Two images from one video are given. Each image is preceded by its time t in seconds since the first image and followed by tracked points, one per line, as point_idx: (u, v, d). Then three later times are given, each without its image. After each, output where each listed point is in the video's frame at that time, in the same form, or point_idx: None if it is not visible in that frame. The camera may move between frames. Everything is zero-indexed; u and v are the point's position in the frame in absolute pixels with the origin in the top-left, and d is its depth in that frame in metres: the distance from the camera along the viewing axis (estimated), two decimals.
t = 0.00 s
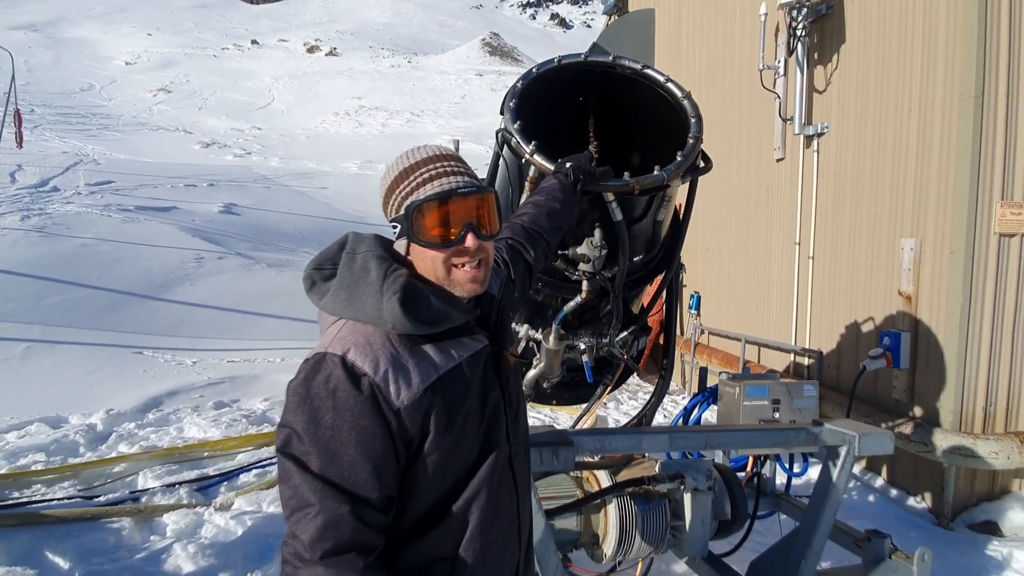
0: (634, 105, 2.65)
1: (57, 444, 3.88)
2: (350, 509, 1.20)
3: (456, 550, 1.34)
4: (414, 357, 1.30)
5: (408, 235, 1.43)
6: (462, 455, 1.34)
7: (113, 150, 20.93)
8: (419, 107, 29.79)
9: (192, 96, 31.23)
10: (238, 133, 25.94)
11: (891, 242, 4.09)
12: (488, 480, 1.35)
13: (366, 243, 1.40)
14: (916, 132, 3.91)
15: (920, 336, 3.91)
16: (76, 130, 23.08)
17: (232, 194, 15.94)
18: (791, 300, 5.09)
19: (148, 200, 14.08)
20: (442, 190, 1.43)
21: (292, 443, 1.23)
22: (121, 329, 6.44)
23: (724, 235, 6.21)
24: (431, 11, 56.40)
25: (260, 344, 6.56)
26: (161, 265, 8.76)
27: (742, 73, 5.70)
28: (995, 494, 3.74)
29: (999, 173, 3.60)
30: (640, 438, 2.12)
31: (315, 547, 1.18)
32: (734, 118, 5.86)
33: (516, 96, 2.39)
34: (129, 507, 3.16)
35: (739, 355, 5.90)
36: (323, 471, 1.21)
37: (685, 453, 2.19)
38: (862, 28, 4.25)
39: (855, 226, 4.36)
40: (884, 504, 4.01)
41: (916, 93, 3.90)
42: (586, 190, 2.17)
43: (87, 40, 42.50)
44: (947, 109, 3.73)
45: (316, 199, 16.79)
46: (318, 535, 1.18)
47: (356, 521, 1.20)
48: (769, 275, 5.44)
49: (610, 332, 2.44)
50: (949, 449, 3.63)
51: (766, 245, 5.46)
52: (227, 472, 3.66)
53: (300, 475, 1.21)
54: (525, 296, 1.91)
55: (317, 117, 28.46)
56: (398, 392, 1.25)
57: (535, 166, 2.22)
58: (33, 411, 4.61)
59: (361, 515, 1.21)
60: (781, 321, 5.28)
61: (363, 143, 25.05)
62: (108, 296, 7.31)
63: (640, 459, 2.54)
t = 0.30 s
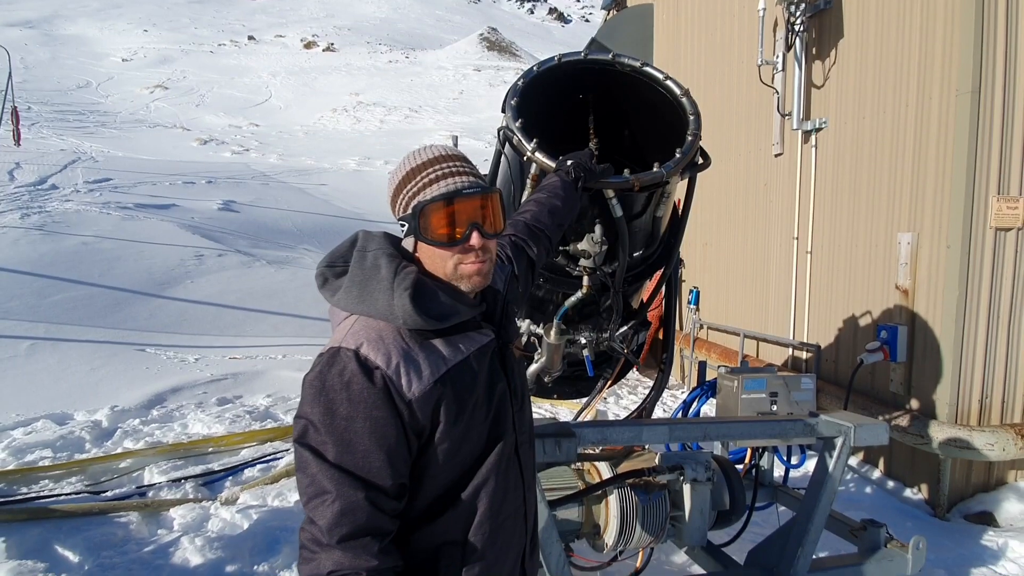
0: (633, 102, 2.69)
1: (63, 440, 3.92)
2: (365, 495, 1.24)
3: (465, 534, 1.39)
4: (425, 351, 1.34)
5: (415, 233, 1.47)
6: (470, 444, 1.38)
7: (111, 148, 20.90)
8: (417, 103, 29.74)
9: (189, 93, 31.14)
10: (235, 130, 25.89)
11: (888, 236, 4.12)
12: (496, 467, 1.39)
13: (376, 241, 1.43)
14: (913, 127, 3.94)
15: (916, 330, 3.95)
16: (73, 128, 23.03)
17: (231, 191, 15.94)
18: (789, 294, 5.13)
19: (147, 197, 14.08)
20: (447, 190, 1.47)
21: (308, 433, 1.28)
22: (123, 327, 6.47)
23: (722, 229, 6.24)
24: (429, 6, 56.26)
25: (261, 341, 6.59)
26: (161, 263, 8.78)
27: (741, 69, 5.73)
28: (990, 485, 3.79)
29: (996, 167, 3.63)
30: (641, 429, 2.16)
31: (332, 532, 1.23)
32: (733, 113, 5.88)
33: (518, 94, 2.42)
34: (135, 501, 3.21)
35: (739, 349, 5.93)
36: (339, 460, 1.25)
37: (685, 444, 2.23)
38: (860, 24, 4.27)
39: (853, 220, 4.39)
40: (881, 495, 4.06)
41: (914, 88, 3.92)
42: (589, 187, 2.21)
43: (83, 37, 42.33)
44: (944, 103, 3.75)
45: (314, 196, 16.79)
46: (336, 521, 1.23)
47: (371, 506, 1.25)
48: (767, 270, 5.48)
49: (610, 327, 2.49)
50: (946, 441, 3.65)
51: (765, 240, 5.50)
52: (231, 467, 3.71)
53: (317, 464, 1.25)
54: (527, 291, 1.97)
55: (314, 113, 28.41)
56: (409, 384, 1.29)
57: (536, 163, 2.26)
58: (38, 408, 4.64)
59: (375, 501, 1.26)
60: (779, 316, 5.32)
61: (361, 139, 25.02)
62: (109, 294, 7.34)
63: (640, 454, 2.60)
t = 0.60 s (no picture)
0: (629, 103, 2.71)
1: (64, 440, 3.94)
2: (367, 492, 1.27)
3: (465, 530, 1.42)
4: (423, 352, 1.37)
5: (404, 235, 1.50)
6: (470, 440, 1.41)
7: (107, 149, 20.86)
8: (414, 103, 29.73)
9: (185, 93, 31.08)
10: (232, 130, 25.84)
11: (883, 234, 4.15)
12: (495, 463, 1.41)
13: (375, 244, 1.46)
14: (908, 125, 3.96)
15: (912, 327, 3.98)
16: (69, 129, 22.98)
17: (228, 192, 15.93)
18: (786, 293, 5.16)
19: (144, 198, 14.07)
20: (433, 192, 1.49)
21: (310, 432, 1.30)
22: (122, 328, 6.49)
23: (719, 228, 6.27)
24: (425, 5, 56.25)
25: (260, 341, 6.61)
26: (160, 264, 8.79)
27: (737, 68, 5.75)
28: (984, 480, 3.82)
29: (990, 165, 3.67)
30: (638, 426, 2.19)
31: (335, 527, 1.25)
32: (730, 112, 5.91)
33: (515, 95, 2.45)
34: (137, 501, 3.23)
35: (736, 347, 5.96)
36: (341, 458, 1.28)
37: (681, 440, 2.26)
38: (855, 23, 4.30)
39: (849, 219, 4.42)
40: (876, 491, 4.10)
41: (909, 86, 3.94)
42: (585, 187, 2.24)
43: (78, 38, 42.21)
44: (938, 102, 3.78)
45: (312, 196, 16.79)
46: (338, 516, 1.26)
47: (373, 503, 1.27)
48: (764, 268, 5.51)
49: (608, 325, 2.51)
50: (941, 437, 3.68)
51: (761, 239, 5.53)
52: (231, 467, 3.74)
53: (319, 462, 1.28)
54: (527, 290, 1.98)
55: (311, 113, 28.40)
56: (408, 384, 1.32)
57: (534, 164, 2.28)
58: (38, 408, 4.66)
59: (377, 497, 1.29)
60: (776, 314, 5.35)
61: (358, 139, 25.01)
62: (108, 295, 7.35)
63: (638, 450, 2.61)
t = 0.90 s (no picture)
0: (624, 105, 2.72)
1: (63, 446, 3.94)
2: (364, 496, 1.28)
3: (462, 533, 1.43)
4: (419, 356, 1.37)
5: (400, 241, 1.51)
6: (466, 443, 1.42)
7: (103, 153, 20.82)
8: (410, 104, 29.72)
9: (181, 97, 31.04)
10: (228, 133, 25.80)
11: (878, 232, 4.16)
12: (491, 466, 1.42)
13: (370, 250, 1.47)
14: (901, 124, 3.98)
15: (907, 325, 3.99)
16: (65, 133, 22.94)
17: (224, 195, 15.92)
18: (782, 292, 5.17)
19: (140, 202, 14.05)
20: (428, 199, 1.49)
21: (308, 437, 1.32)
22: (119, 332, 6.48)
23: (716, 228, 6.28)
24: (420, 6, 56.21)
25: (258, 345, 6.61)
26: (157, 268, 8.78)
27: (732, 68, 5.77)
28: (981, 476, 3.84)
29: (983, 163, 3.68)
30: (635, 427, 2.19)
31: (332, 531, 1.26)
32: (725, 112, 5.93)
33: (510, 99, 2.46)
34: (136, 506, 3.24)
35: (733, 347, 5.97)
36: (338, 463, 1.29)
37: (678, 440, 2.27)
38: (848, 22, 4.32)
39: (844, 217, 4.43)
40: (874, 488, 4.11)
41: (902, 85, 3.96)
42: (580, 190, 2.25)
43: (73, 42, 42.13)
44: (931, 100, 3.80)
45: (309, 198, 16.78)
46: (335, 521, 1.27)
47: (370, 506, 1.28)
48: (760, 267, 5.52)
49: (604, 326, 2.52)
50: (936, 434, 3.70)
51: (757, 239, 5.54)
52: (231, 470, 3.75)
53: (316, 467, 1.29)
54: (523, 292, 1.99)
55: (308, 115, 28.38)
56: (403, 389, 1.33)
57: (529, 167, 2.28)
58: (37, 414, 4.66)
59: (374, 501, 1.29)
60: (773, 313, 5.36)
61: (355, 140, 24.99)
62: (105, 300, 7.34)
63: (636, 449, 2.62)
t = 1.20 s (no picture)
0: (624, 103, 2.71)
1: (59, 449, 3.92)
2: (364, 498, 1.26)
3: (464, 535, 1.41)
4: (419, 356, 1.36)
5: (399, 238, 1.49)
6: (468, 444, 1.40)
7: (101, 155, 20.78)
8: (408, 106, 29.70)
9: (179, 99, 31.00)
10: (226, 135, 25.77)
11: (878, 231, 4.15)
12: (493, 468, 1.41)
13: (370, 248, 1.45)
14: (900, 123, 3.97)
15: (908, 324, 3.98)
16: (62, 135, 22.89)
17: (223, 197, 15.89)
18: (782, 292, 5.16)
19: (138, 204, 14.02)
20: (429, 195, 1.48)
21: (307, 439, 1.30)
22: (116, 335, 6.46)
23: (715, 228, 6.27)
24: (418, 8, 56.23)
25: (256, 347, 6.58)
26: (155, 270, 8.76)
27: (730, 67, 5.76)
28: (981, 475, 3.83)
29: (982, 162, 3.68)
30: (637, 427, 2.17)
31: (332, 535, 1.25)
32: (724, 111, 5.92)
33: (510, 98, 2.45)
34: (134, 509, 3.22)
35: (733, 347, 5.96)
36: (337, 465, 1.28)
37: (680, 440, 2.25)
38: (847, 21, 4.31)
39: (843, 217, 4.42)
40: (875, 487, 4.10)
41: (901, 84, 3.95)
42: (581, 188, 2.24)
43: (71, 44, 42.08)
44: (930, 99, 3.79)
45: (307, 200, 16.75)
46: (335, 524, 1.25)
47: (370, 509, 1.27)
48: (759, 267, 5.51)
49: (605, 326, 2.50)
50: (937, 433, 3.69)
51: (757, 238, 5.53)
52: (229, 473, 3.73)
53: (315, 469, 1.28)
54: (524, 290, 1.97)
55: (306, 117, 28.37)
56: (404, 389, 1.31)
57: (530, 166, 2.27)
58: (34, 417, 4.64)
59: (375, 504, 1.28)
60: (773, 312, 5.35)
61: (353, 142, 24.97)
62: (103, 302, 7.32)
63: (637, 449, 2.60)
